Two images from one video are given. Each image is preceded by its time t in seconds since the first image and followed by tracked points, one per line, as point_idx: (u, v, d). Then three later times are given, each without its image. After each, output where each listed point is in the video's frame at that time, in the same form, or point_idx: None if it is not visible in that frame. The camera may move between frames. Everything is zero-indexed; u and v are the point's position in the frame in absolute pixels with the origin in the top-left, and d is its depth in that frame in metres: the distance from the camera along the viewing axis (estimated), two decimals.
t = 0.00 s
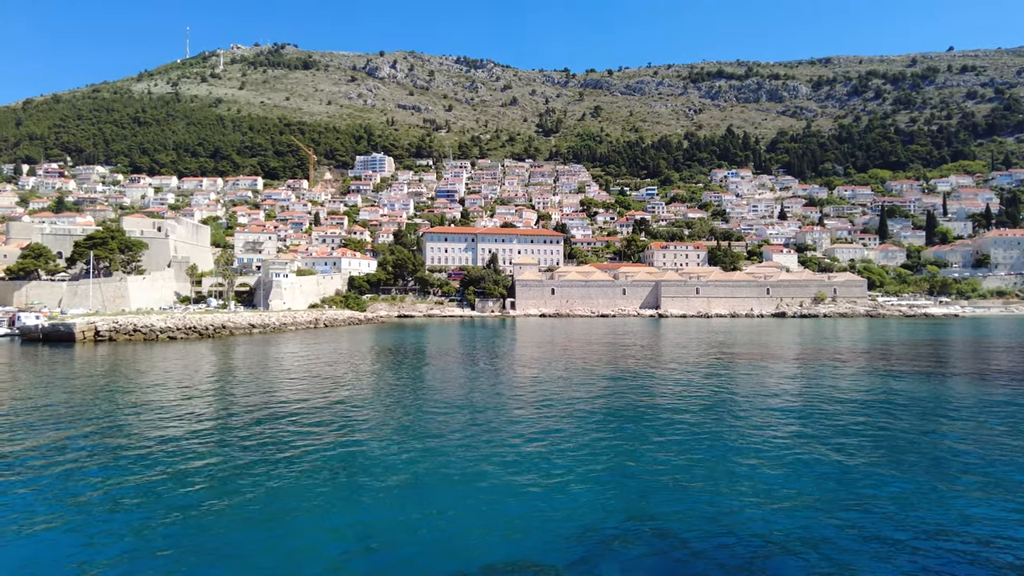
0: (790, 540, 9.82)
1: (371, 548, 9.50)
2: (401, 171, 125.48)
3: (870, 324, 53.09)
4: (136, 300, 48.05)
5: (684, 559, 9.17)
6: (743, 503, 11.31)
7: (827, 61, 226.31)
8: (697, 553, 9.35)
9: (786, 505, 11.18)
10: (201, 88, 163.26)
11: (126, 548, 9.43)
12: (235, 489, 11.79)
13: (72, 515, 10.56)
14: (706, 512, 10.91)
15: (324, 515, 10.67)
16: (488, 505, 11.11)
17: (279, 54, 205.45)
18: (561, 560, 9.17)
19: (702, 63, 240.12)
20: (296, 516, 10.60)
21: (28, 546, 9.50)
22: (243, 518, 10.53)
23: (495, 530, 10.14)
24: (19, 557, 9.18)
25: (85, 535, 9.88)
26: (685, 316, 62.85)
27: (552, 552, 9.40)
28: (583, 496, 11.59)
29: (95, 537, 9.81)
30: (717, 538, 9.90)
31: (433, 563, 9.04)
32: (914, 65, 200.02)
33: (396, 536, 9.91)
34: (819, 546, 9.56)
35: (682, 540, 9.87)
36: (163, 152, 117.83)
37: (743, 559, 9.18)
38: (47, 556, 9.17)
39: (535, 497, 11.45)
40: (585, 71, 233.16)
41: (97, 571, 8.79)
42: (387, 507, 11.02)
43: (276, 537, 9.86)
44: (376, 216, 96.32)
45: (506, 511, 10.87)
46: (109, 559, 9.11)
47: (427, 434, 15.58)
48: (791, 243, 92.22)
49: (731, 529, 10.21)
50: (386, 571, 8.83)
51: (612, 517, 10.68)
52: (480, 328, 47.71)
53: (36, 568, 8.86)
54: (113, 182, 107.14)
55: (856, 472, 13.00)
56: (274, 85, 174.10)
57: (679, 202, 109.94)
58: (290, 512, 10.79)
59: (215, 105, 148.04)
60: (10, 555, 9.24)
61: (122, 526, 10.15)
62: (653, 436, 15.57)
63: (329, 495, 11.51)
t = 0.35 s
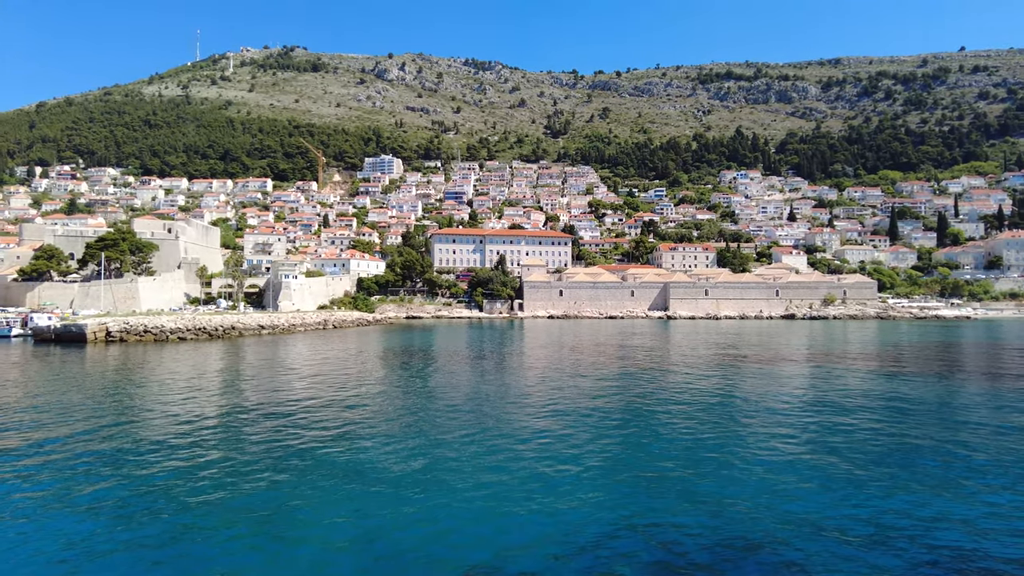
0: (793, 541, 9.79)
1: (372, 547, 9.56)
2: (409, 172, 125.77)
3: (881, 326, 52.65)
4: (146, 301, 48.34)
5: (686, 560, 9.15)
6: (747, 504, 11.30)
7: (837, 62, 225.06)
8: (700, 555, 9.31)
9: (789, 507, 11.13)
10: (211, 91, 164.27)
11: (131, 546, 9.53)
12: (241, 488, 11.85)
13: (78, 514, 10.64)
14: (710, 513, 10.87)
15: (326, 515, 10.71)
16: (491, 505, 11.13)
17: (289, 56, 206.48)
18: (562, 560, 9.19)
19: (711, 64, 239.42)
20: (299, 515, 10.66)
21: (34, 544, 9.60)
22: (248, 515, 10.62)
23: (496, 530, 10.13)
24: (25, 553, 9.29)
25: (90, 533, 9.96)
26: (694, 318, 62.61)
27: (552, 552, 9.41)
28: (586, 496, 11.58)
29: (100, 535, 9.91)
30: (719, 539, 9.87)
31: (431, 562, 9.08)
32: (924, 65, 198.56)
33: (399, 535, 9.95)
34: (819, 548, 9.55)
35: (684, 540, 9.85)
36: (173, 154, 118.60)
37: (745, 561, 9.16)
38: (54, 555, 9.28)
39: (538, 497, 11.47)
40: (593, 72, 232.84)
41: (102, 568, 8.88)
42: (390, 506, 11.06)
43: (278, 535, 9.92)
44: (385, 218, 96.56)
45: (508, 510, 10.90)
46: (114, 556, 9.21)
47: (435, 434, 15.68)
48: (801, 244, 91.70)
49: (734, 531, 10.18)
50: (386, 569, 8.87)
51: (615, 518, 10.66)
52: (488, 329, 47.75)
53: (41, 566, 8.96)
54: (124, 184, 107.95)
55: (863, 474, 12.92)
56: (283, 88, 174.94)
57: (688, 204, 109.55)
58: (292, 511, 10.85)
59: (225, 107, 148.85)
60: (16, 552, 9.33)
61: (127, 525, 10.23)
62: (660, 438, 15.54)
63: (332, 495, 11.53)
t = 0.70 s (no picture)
0: (804, 539, 9.66)
1: (378, 542, 9.56)
2: (422, 168, 125.97)
3: (898, 321, 52.02)
4: (163, 297, 48.79)
5: (694, 557, 9.06)
6: (760, 501, 11.17)
7: (853, 55, 222.25)
8: (708, 553, 9.21)
9: (803, 505, 10.97)
10: (226, 88, 165.50)
11: (141, 539, 9.63)
12: (251, 483, 11.92)
13: (91, 508, 10.76)
14: (720, 511, 10.77)
15: (336, 509, 10.75)
16: (499, 501, 11.10)
17: (302, 53, 207.38)
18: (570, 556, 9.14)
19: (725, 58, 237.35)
20: (308, 510, 10.69)
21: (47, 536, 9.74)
22: (257, 510, 10.68)
23: (504, 526, 10.09)
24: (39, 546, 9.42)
25: (101, 526, 10.07)
26: (708, 313, 62.29)
27: (559, 549, 9.35)
28: (595, 492, 11.52)
29: (112, 528, 10.01)
30: (730, 536, 9.77)
31: (437, 557, 9.08)
32: (943, 57, 195.57)
33: (406, 530, 9.96)
34: (831, 547, 9.41)
35: (693, 537, 9.75)
36: (189, 151, 119.71)
37: (756, 559, 9.03)
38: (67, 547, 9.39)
39: (547, 492, 11.43)
40: (606, 67, 231.79)
41: (113, 561, 8.99)
42: (398, 501, 11.05)
43: (287, 530, 9.95)
44: (398, 213, 96.92)
45: (517, 506, 10.86)
46: (127, 548, 9.35)
47: (448, 430, 15.66)
48: (816, 239, 90.90)
49: (745, 528, 10.05)
50: (392, 565, 8.87)
51: (623, 514, 10.59)
52: (500, 325, 47.83)
53: (53, 558, 9.08)
54: (141, 180, 109.13)
55: (879, 473, 12.74)
56: (297, 84, 175.89)
57: (702, 198, 108.86)
58: (302, 505, 10.88)
59: (240, 104, 149.83)
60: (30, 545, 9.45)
61: (138, 519, 10.32)
62: (673, 434, 15.41)
63: (342, 489, 11.55)
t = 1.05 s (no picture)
0: (821, 541, 9.42)
1: (387, 541, 9.41)
2: (438, 164, 126.12)
3: (919, 317, 51.27)
4: (183, 292, 49.38)
5: (707, 560, 8.85)
6: (779, 502, 10.90)
7: (874, 46, 218.76)
8: (724, 555, 9.00)
9: (824, 508, 10.67)
10: (243, 84, 166.78)
11: (148, 535, 9.59)
12: (265, 480, 11.82)
13: (105, 502, 10.79)
14: (738, 511, 10.53)
15: (348, 507, 10.60)
16: (512, 499, 10.94)
17: (318, 49, 208.34)
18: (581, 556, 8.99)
19: (743, 50, 234.70)
20: (321, 508, 10.56)
21: (61, 529, 9.81)
22: (267, 507, 10.58)
23: (516, 525, 9.95)
24: (51, 540, 9.44)
25: (114, 519, 10.12)
26: (725, 308, 61.83)
27: (570, 551, 9.13)
28: (610, 491, 11.33)
29: (121, 519, 10.14)
30: (747, 538, 9.52)
31: (444, 557, 8.94)
32: (967, 48, 191.98)
33: (418, 528, 9.82)
34: (853, 553, 9.08)
35: (710, 539, 9.50)
36: (207, 147, 120.85)
37: (777, 563, 8.75)
38: (79, 540, 9.43)
39: (563, 493, 11.21)
40: (622, 61, 230.29)
41: (116, 557, 8.98)
42: (411, 501, 10.90)
43: (298, 526, 9.89)
44: (414, 209, 97.23)
45: (528, 505, 10.70)
46: (135, 536, 9.56)
47: (465, 426, 15.55)
48: (835, 234, 89.84)
49: (763, 530, 9.80)
50: (399, 566, 8.69)
51: (640, 515, 10.37)
52: (516, 319, 47.81)
53: (64, 551, 9.13)
54: (161, 176, 110.33)
55: (906, 473, 12.40)
56: (314, 80, 176.82)
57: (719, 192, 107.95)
58: (311, 502, 10.82)
59: (257, 100, 150.85)
60: (42, 539, 9.49)
61: (150, 513, 10.33)
62: (693, 432, 15.16)
63: (358, 487, 11.48)
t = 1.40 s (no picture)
0: (837, 543, 9.25)
1: (401, 532, 9.54)
2: (455, 161, 126.38)
3: (942, 315, 50.29)
4: (203, 289, 49.95)
5: (725, 556, 8.84)
6: (795, 502, 10.75)
7: (897, 40, 215.27)
8: (735, 555, 8.89)
9: (840, 508, 10.50)
10: (262, 83, 168.22)
11: (159, 528, 9.68)
12: (277, 475, 11.84)
13: (120, 495, 10.90)
14: (753, 511, 10.40)
15: (358, 504, 10.60)
16: (522, 497, 10.87)
17: (336, 47, 209.40)
18: (589, 555, 8.92)
19: (762, 45, 232.16)
20: (331, 503, 10.56)
21: (75, 520, 9.93)
22: (277, 502, 10.60)
23: (525, 524, 9.88)
24: (64, 531, 9.56)
25: (127, 512, 10.22)
26: (744, 306, 61.27)
27: (578, 550, 9.05)
28: (626, 487, 11.39)
29: (142, 506, 10.42)
30: (760, 539, 9.39)
31: (450, 554, 8.91)
32: (993, 41, 188.24)
33: (427, 525, 9.79)
34: (868, 555, 8.90)
35: (724, 540, 9.37)
36: (227, 146, 122.16)
37: (790, 564, 8.63)
38: (91, 532, 9.54)
39: (574, 491, 11.14)
40: (639, 57, 228.81)
41: (128, 548, 9.08)
42: (428, 493, 11.05)
43: (308, 521, 9.91)
44: (431, 207, 97.53)
45: (539, 503, 10.64)
46: (156, 521, 9.93)
47: (481, 423, 15.56)
48: (856, 231, 88.62)
49: (777, 531, 9.65)
50: (406, 562, 8.66)
51: (652, 515, 10.26)
52: (533, 317, 47.76)
53: (76, 542, 9.24)
54: (182, 175, 111.64)
55: (925, 473, 12.18)
56: (332, 79, 177.95)
57: (738, 189, 106.99)
58: (320, 498, 10.80)
59: (276, 99, 152.07)
60: (55, 531, 9.62)
61: (162, 506, 10.42)
62: (709, 431, 15.02)
63: (369, 483, 11.49)
